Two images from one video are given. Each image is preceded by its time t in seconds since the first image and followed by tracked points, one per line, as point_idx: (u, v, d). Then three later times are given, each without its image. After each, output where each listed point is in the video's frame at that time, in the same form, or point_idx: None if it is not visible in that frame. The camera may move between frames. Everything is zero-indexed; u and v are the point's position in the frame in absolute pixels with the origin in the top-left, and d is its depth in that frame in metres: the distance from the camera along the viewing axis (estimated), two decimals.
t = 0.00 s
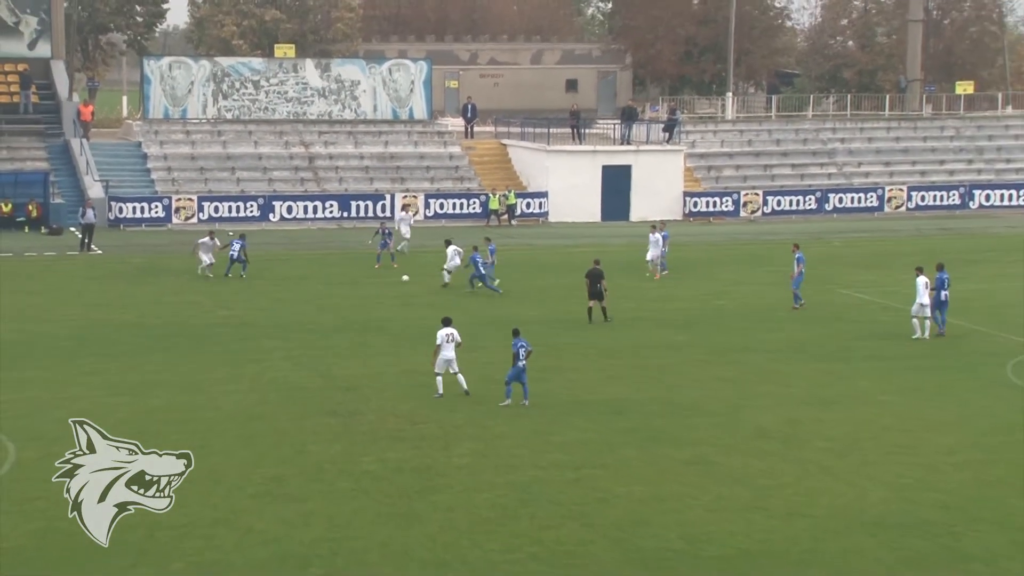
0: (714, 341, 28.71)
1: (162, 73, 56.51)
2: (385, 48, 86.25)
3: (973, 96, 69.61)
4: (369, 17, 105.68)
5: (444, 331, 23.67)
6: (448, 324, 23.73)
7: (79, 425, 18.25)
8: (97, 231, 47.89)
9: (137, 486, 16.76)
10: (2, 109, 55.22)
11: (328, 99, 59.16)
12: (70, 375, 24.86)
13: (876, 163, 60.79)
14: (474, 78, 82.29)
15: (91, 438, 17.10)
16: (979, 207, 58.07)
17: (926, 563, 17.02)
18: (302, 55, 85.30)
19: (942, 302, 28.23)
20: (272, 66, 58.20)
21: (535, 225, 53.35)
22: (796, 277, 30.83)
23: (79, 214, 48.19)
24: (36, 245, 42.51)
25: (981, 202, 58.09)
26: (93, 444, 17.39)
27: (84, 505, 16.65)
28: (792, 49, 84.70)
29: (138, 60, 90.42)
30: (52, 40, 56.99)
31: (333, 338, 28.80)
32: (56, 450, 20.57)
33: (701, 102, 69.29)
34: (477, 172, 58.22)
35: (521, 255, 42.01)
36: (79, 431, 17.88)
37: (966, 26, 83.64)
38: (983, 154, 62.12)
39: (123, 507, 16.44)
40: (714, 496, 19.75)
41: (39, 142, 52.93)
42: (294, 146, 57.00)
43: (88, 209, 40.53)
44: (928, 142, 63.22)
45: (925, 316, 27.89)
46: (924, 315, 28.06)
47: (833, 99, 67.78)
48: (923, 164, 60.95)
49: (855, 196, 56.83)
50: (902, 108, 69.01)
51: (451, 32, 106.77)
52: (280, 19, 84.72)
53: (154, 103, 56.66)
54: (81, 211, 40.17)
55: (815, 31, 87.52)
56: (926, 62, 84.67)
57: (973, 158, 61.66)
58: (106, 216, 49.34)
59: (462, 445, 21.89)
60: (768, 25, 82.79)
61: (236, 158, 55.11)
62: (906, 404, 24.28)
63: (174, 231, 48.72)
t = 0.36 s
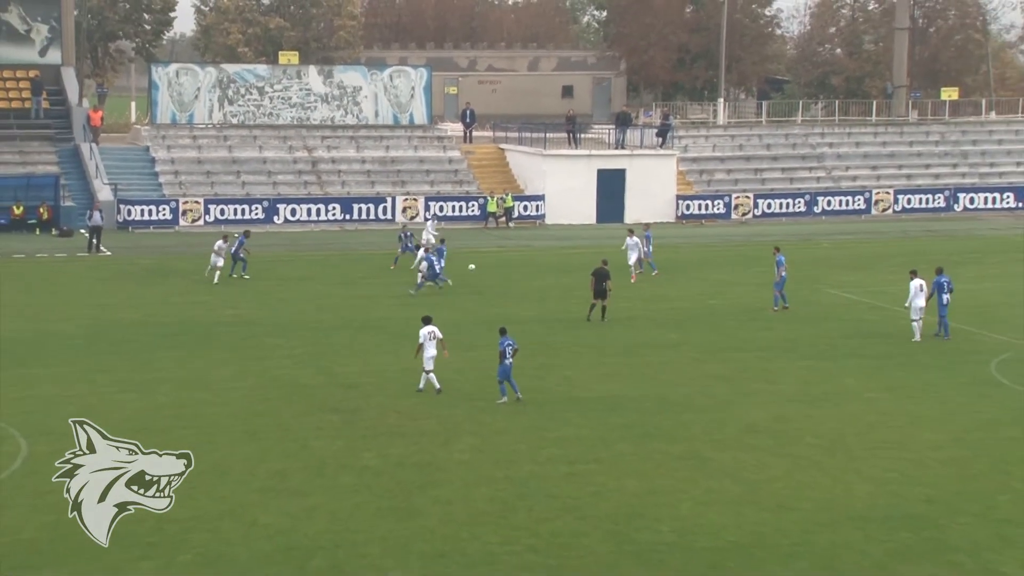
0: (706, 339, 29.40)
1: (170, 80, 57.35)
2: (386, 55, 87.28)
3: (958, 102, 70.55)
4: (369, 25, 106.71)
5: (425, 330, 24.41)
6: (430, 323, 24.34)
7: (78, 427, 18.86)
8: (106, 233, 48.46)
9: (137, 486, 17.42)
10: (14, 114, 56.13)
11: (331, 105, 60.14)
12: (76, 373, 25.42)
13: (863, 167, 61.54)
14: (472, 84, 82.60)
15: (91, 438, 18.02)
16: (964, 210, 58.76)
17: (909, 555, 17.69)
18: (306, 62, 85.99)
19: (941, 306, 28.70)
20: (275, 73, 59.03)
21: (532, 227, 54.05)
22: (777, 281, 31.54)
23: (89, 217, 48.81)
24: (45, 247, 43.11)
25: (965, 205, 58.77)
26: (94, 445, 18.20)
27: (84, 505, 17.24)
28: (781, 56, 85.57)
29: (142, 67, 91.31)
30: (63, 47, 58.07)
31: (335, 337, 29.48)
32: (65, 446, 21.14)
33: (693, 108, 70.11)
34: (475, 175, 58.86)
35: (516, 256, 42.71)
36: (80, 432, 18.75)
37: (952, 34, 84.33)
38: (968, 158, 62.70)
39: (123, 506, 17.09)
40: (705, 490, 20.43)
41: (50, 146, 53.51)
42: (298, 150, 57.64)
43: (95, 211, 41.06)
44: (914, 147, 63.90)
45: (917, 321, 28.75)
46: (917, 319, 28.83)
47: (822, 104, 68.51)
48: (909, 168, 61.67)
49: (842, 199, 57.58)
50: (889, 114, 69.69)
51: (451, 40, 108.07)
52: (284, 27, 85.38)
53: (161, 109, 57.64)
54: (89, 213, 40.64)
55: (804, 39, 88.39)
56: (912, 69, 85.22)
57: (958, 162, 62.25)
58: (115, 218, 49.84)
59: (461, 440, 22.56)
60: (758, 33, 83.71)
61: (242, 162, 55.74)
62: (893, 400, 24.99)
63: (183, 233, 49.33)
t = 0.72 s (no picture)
0: (698, 338, 29.90)
1: (173, 84, 57.64)
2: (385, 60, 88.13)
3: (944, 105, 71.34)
4: (368, 29, 107.58)
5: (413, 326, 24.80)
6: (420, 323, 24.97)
7: (79, 424, 18.42)
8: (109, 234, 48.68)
9: (137, 486, 17.20)
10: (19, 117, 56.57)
11: (330, 108, 60.52)
12: (78, 373, 25.76)
13: (851, 169, 62.17)
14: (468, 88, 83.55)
15: (92, 437, 17.38)
16: (950, 212, 59.38)
17: (896, 550, 18.17)
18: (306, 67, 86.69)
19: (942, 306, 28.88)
20: (276, 77, 59.55)
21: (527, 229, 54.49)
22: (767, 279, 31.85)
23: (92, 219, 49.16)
24: (50, 248, 43.47)
25: (951, 206, 59.41)
26: (93, 444, 17.76)
27: (84, 505, 17.11)
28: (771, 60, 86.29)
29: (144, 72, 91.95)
30: (68, 52, 58.39)
31: (333, 337, 29.92)
32: (68, 443, 21.52)
33: (685, 111, 70.81)
34: (472, 177, 59.35)
35: (510, 257, 43.22)
36: (80, 431, 18.15)
37: (938, 39, 85.01)
38: (954, 160, 63.35)
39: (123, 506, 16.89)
40: (697, 486, 20.91)
41: (54, 149, 53.99)
42: (298, 153, 58.00)
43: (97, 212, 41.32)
44: (901, 149, 64.47)
45: (915, 322, 28.98)
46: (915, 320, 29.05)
47: (811, 107, 69.04)
48: (896, 170, 62.31)
49: (831, 201, 58.17)
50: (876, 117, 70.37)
51: (448, 45, 109.04)
52: (284, 32, 86.01)
53: (164, 112, 57.88)
54: (91, 215, 40.96)
55: (793, 44, 89.12)
56: (899, 73, 85.97)
57: (944, 165, 62.91)
58: (118, 220, 50.07)
59: (458, 438, 23.02)
60: (748, 38, 84.49)
61: (243, 164, 56.13)
62: (882, 398, 25.52)
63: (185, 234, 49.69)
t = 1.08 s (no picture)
0: (674, 339, 30.26)
1: (154, 87, 57.58)
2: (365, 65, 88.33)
3: (914, 110, 72.21)
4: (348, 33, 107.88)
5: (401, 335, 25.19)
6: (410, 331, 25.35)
7: (78, 428, 19.32)
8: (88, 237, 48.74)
9: (137, 486, 18.14)
10: None
11: (310, 111, 60.66)
12: (63, 374, 25.88)
13: (824, 172, 62.72)
14: (447, 91, 84.20)
15: (91, 439, 18.44)
16: (920, 213, 60.05)
17: (866, 546, 18.56)
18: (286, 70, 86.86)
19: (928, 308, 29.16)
20: (256, 80, 59.52)
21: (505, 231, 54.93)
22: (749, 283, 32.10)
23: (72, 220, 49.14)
24: (30, 249, 43.47)
25: (921, 208, 60.07)
26: (93, 445, 18.83)
27: (85, 504, 17.83)
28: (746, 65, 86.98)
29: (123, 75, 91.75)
30: (49, 55, 58.09)
31: (313, 338, 30.11)
32: (50, 443, 21.70)
33: (660, 114, 71.37)
34: (450, 179, 59.69)
35: (489, 257, 43.55)
36: (79, 433, 19.28)
37: (909, 44, 85.94)
38: (925, 164, 64.06)
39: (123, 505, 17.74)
40: (671, 484, 21.28)
41: (35, 152, 54.01)
42: (277, 155, 58.08)
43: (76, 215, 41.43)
44: (872, 152, 65.09)
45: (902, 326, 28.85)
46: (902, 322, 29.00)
47: (785, 111, 69.70)
48: (868, 173, 62.91)
49: (805, 203, 58.68)
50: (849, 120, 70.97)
51: (427, 49, 109.77)
52: (264, 36, 86.09)
53: (145, 115, 57.89)
54: (71, 217, 40.94)
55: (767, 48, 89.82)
56: (871, 78, 86.74)
57: (915, 168, 63.61)
58: (98, 222, 50.33)
59: (438, 437, 23.29)
60: (724, 42, 85.02)
61: (223, 167, 56.19)
62: (854, 397, 25.94)
63: (163, 237, 49.76)
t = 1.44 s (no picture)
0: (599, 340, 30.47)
1: (72, 88, 57.21)
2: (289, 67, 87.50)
3: (834, 113, 73.35)
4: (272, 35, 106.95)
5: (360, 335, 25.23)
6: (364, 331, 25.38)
7: (80, 432, 20.19)
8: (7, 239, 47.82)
9: (137, 486, 18.75)
10: None
11: (232, 114, 60.13)
12: None
13: (746, 174, 63.45)
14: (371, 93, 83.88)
15: (92, 441, 19.12)
16: (840, 216, 61.00)
17: (800, 545, 18.94)
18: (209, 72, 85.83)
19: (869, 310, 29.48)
20: (178, 81, 59.14)
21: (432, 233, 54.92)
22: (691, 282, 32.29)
23: None
24: None
25: (841, 211, 61.05)
26: (94, 446, 19.70)
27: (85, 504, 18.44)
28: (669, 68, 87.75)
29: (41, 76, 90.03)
30: None
31: (239, 340, 29.91)
32: None
33: (584, 117, 71.73)
34: (375, 182, 59.57)
35: (420, 260, 43.57)
36: (81, 433, 20.23)
37: (829, 49, 87.42)
38: (845, 167, 65.07)
39: (124, 504, 18.34)
40: (595, 485, 21.47)
41: None
42: (199, 157, 57.35)
43: None
44: (793, 155, 66.02)
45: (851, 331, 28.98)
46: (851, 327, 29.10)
47: (707, 115, 70.57)
48: (789, 176, 63.78)
49: (726, 205, 59.42)
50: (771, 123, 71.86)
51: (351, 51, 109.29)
52: (187, 37, 84.97)
53: (63, 117, 57.24)
54: None
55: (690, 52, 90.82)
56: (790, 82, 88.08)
57: (835, 171, 64.59)
58: (16, 225, 49.48)
59: (365, 440, 23.25)
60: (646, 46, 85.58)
61: (144, 169, 55.48)
62: (774, 398, 26.32)
63: (84, 240, 49.03)
